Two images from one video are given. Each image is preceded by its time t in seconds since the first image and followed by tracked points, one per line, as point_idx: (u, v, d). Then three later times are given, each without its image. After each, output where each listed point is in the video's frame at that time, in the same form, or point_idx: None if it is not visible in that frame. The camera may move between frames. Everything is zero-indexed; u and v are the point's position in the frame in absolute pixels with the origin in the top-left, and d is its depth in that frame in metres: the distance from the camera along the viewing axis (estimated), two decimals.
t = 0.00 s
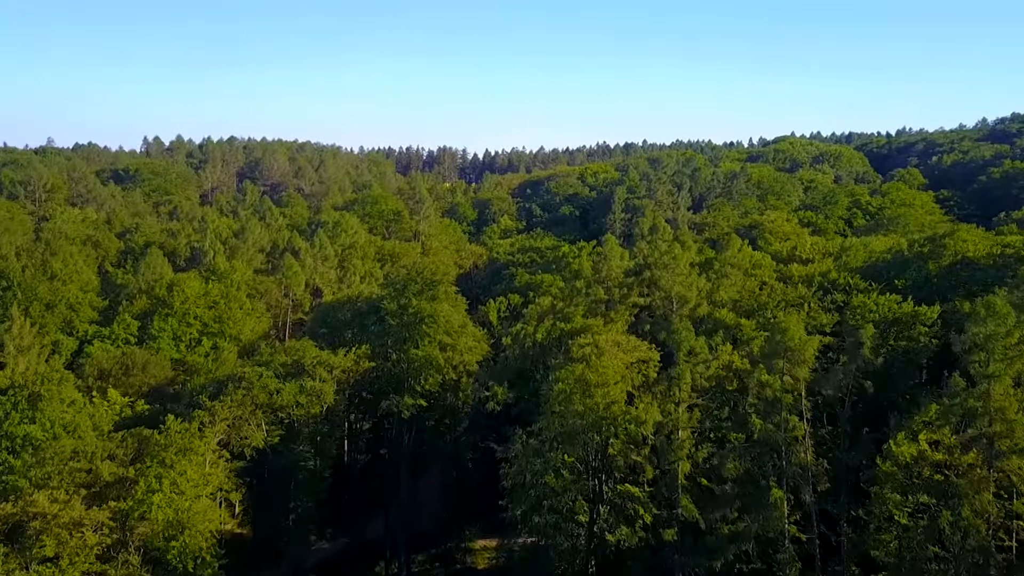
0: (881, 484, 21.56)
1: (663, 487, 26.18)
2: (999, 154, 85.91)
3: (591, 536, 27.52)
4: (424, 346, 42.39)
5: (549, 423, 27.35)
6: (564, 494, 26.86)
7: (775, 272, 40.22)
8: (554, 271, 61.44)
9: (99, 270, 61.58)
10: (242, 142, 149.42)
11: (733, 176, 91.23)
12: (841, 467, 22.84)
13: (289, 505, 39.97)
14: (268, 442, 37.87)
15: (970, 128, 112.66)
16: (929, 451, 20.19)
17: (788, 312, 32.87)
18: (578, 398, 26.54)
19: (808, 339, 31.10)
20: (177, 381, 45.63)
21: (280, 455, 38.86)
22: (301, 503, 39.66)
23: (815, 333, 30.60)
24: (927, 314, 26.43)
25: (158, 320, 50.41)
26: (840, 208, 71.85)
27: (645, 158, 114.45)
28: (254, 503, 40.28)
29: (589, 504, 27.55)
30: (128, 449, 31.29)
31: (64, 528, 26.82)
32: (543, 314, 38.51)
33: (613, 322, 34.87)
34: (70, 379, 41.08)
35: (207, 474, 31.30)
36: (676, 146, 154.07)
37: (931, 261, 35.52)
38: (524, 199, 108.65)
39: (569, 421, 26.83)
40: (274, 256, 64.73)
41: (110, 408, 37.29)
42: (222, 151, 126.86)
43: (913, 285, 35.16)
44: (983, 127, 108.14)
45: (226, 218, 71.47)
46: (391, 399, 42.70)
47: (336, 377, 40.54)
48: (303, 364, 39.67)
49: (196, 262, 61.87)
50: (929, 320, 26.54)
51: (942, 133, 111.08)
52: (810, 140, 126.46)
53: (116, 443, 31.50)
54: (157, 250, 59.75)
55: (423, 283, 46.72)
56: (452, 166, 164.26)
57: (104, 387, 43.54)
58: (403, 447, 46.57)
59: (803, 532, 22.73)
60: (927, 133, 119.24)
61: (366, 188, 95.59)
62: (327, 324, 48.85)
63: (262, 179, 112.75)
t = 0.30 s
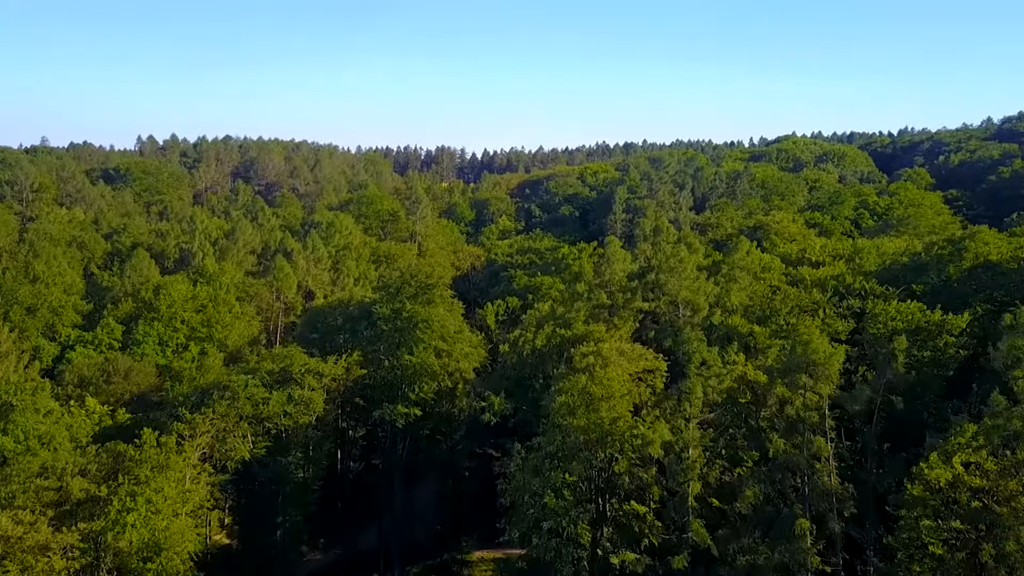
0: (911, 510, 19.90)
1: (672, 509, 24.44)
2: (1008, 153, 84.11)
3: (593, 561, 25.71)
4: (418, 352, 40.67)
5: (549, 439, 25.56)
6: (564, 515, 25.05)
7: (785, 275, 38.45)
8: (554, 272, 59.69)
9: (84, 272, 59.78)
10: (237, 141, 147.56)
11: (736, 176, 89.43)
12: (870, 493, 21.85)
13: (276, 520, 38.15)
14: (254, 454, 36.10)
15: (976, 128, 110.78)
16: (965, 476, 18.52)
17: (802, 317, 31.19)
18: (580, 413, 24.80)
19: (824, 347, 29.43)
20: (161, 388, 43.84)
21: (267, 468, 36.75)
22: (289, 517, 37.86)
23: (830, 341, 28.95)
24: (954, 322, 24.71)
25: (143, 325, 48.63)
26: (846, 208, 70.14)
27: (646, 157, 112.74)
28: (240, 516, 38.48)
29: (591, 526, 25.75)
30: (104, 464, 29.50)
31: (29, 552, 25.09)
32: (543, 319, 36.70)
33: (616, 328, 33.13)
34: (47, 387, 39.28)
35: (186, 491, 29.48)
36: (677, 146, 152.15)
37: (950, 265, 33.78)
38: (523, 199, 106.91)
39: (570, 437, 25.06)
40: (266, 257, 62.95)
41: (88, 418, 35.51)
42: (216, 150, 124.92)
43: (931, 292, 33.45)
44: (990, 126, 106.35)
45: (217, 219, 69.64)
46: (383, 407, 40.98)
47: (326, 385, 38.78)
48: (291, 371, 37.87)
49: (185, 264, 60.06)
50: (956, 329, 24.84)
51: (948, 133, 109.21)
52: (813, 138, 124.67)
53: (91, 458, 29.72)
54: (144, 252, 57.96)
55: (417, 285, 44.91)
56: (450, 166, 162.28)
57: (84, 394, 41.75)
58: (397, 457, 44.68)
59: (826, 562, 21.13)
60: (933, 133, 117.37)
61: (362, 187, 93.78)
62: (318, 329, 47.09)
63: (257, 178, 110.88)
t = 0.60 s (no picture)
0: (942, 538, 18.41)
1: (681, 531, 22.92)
2: (1016, 152, 82.54)
3: None
4: (413, 358, 39.18)
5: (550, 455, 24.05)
6: (565, 535, 23.45)
7: (795, 279, 36.87)
8: (553, 275, 58.18)
9: (71, 274, 58.24)
10: (233, 140, 145.97)
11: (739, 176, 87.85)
12: (897, 518, 22.22)
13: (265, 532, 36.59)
14: (241, 466, 34.53)
15: (982, 127, 109.05)
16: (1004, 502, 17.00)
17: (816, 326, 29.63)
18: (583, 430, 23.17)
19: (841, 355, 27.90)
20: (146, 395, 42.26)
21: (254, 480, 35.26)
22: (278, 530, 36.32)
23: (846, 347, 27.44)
24: (983, 331, 23.19)
25: (129, 329, 47.07)
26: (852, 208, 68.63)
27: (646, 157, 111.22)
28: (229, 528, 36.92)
29: (593, 549, 24.19)
30: (79, 480, 27.90)
31: None
32: (544, 323, 35.08)
33: (619, 335, 31.64)
34: (25, 395, 37.70)
35: (166, 508, 27.88)
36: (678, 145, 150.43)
37: (969, 268, 32.26)
38: (522, 199, 105.40)
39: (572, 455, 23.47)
40: (258, 259, 61.41)
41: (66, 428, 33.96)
42: (211, 150, 123.25)
43: (951, 296, 31.99)
44: (996, 125, 104.81)
45: (209, 219, 68.02)
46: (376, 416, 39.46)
47: (317, 394, 37.22)
48: (279, 378, 36.30)
49: (175, 265, 58.52)
50: (985, 338, 23.28)
51: (953, 132, 107.51)
52: (816, 138, 123.15)
53: (65, 473, 28.12)
54: (133, 253, 56.40)
55: (412, 288, 43.29)
56: (448, 165, 160.61)
57: (65, 402, 40.20)
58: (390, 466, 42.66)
59: None
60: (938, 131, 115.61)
61: (358, 186, 92.26)
62: (309, 334, 45.58)
63: (251, 177, 109.28)
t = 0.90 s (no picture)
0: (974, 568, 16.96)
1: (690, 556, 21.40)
2: None
3: None
4: (407, 365, 37.68)
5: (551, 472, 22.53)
6: (567, 558, 21.91)
7: (806, 283, 35.34)
8: (553, 276, 56.66)
9: (58, 275, 56.69)
10: (229, 139, 144.38)
11: (742, 176, 86.31)
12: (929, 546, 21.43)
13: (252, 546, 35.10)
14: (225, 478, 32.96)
15: (988, 126, 107.45)
16: None
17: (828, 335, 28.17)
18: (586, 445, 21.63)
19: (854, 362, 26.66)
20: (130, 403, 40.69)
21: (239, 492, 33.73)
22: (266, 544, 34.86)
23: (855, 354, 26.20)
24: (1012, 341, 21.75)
25: (114, 333, 45.51)
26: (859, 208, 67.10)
27: (647, 156, 109.72)
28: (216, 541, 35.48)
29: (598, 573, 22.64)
30: (49, 496, 26.28)
31: None
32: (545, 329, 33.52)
33: (622, 341, 30.14)
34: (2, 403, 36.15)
35: (143, 526, 26.30)
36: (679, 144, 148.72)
37: (989, 272, 30.77)
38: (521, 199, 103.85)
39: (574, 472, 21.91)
40: (250, 260, 59.89)
41: (42, 440, 32.39)
42: (206, 148, 121.66)
43: (973, 300, 30.30)
44: (1002, 124, 103.22)
45: (200, 220, 66.45)
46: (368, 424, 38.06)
47: (306, 402, 35.69)
48: (267, 386, 34.72)
49: (164, 267, 56.98)
50: (1013, 348, 21.81)
51: (959, 131, 105.82)
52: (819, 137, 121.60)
53: (36, 488, 26.52)
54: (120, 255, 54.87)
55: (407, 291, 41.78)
56: (447, 165, 158.94)
57: (46, 410, 38.66)
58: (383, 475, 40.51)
59: None
60: (943, 130, 113.95)
61: (354, 186, 90.68)
62: (300, 339, 44.07)
63: (247, 176, 107.65)
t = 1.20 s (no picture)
0: None
1: None
2: None
3: None
4: (402, 372, 36.19)
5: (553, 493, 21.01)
6: None
7: (817, 286, 33.81)
8: (553, 278, 55.11)
9: (42, 278, 55.04)
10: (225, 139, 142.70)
11: (744, 176, 84.75)
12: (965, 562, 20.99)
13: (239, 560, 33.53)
14: (210, 492, 31.32)
15: (994, 125, 105.81)
16: None
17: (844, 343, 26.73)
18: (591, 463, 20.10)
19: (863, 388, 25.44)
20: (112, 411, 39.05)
21: (225, 507, 32.43)
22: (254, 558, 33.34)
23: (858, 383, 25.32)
24: None
25: (98, 338, 43.89)
26: (866, 207, 65.54)
27: (648, 155, 108.15)
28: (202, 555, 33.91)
29: None
30: (18, 517, 24.59)
31: None
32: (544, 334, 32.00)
33: (626, 348, 28.60)
34: None
35: (118, 547, 24.66)
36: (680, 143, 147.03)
37: (1012, 275, 29.24)
38: (520, 198, 102.25)
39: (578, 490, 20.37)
40: (241, 261, 58.33)
41: (15, 451, 30.79)
42: (201, 147, 119.92)
43: (996, 305, 28.77)
44: (1009, 123, 101.55)
45: (191, 220, 64.83)
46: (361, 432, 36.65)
47: (295, 411, 34.16)
48: (253, 394, 33.14)
49: (152, 269, 55.39)
50: None
51: (965, 130, 104.20)
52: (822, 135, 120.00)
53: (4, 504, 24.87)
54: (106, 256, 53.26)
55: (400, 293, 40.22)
56: (445, 164, 157.17)
57: (24, 419, 37.05)
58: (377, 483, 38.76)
59: None
60: (948, 129, 112.35)
61: (350, 186, 89.06)
62: (290, 345, 42.52)
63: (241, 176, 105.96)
